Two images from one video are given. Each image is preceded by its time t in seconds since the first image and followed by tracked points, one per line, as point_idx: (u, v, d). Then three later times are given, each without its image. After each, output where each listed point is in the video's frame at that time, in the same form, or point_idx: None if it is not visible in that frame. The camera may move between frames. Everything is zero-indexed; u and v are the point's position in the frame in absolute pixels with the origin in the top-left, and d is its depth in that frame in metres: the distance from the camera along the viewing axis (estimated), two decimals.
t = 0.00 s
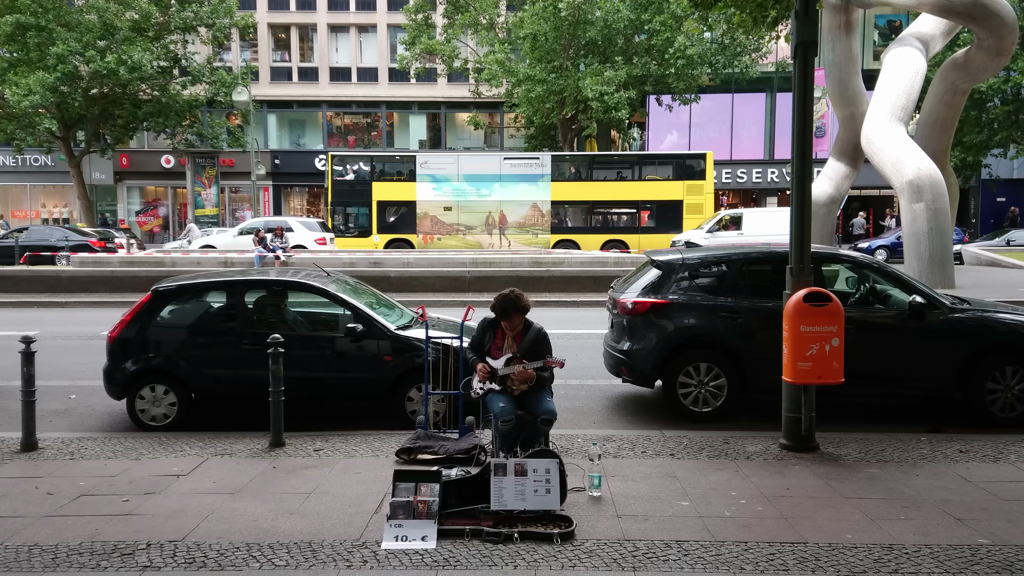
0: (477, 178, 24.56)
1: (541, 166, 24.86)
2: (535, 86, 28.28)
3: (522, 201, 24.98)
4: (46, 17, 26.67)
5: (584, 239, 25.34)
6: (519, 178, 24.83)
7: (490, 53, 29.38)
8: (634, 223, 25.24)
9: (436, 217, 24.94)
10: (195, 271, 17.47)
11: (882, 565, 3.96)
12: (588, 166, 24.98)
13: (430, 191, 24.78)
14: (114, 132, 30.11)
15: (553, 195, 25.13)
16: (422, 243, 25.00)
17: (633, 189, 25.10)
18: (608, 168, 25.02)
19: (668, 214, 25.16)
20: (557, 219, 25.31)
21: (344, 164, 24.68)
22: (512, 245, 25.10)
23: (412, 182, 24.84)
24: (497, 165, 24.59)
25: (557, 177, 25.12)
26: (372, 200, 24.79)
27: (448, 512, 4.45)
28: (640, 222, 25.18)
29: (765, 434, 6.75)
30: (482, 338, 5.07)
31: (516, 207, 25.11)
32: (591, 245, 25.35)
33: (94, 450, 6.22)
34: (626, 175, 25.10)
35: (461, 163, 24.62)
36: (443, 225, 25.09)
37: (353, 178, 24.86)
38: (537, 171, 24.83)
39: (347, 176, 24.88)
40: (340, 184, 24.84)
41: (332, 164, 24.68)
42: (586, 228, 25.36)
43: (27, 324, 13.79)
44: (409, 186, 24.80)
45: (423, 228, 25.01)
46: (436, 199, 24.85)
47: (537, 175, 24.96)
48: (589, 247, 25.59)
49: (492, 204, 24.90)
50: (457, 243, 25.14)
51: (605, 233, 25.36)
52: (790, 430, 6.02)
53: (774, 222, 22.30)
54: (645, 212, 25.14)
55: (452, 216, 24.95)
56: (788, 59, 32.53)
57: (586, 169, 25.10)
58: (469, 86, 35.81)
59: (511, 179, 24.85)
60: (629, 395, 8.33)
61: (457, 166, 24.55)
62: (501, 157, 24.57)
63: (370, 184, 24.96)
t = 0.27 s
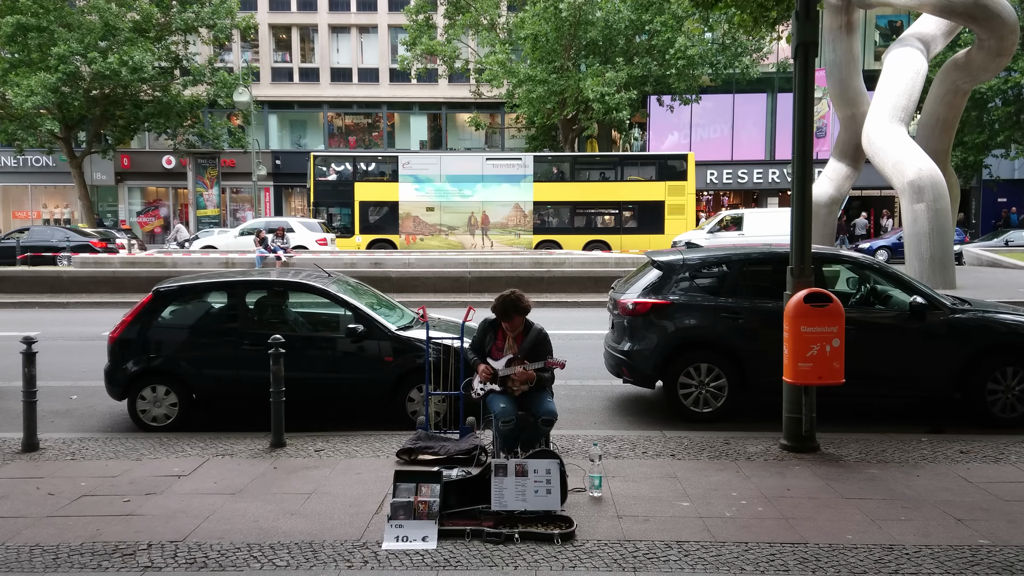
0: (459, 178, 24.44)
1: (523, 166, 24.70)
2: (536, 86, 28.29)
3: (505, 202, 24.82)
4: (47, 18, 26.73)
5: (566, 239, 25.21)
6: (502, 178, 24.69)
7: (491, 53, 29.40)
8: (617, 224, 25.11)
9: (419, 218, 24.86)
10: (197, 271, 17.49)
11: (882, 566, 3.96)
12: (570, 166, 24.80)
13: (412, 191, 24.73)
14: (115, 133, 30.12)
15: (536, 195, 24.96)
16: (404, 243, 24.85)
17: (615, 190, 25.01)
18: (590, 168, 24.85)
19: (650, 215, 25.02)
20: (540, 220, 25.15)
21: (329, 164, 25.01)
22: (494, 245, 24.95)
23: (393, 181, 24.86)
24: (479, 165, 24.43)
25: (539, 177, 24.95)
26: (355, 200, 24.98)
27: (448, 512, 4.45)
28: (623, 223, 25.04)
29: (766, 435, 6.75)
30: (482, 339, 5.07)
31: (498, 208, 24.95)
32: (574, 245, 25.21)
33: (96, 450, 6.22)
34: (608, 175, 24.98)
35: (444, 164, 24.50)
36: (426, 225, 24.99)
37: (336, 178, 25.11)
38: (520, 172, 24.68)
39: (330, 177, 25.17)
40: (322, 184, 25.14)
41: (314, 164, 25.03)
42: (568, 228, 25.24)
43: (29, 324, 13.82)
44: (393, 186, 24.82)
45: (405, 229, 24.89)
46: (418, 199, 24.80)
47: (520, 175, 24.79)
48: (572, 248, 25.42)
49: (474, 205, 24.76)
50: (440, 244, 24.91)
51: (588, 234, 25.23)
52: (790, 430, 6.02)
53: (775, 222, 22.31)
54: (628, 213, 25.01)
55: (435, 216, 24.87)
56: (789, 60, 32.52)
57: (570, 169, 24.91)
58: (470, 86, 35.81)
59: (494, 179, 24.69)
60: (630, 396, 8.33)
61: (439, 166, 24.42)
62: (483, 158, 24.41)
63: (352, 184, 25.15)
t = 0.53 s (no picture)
0: (443, 179, 24.44)
1: (507, 167, 24.66)
2: (538, 87, 28.27)
3: (488, 202, 24.82)
4: (48, 18, 26.76)
5: (550, 239, 25.12)
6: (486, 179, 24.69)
7: (493, 54, 29.42)
8: (600, 225, 25.05)
9: (403, 218, 24.82)
10: (199, 272, 17.52)
11: (884, 567, 3.96)
12: (554, 167, 24.65)
13: (397, 191, 24.65)
14: (117, 133, 30.14)
15: (520, 196, 24.92)
16: (388, 243, 24.90)
17: (598, 190, 24.87)
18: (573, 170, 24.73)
19: (633, 216, 24.94)
20: (523, 220, 25.07)
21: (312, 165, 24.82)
22: (479, 245, 24.98)
23: (377, 182, 24.69)
24: (463, 165, 24.42)
25: (523, 178, 24.84)
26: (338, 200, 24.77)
27: (449, 513, 4.46)
28: (606, 223, 25.00)
29: (767, 435, 6.76)
30: (483, 339, 5.07)
31: (482, 208, 24.92)
32: (557, 246, 25.12)
33: (98, 451, 6.24)
34: (593, 176, 24.81)
35: (428, 164, 24.49)
36: (410, 226, 25.00)
37: (319, 178, 24.90)
38: (503, 172, 24.66)
39: (313, 177, 24.97)
40: (305, 184, 24.94)
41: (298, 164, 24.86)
42: (552, 228, 25.09)
43: (31, 324, 13.85)
44: (376, 186, 24.66)
45: (389, 229, 24.91)
46: (403, 199, 24.74)
47: (503, 176, 24.79)
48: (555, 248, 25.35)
49: (458, 205, 24.78)
50: (424, 244, 25.01)
51: (572, 234, 25.14)
52: (792, 431, 6.02)
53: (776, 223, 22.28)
54: (611, 213, 24.91)
55: (419, 217, 24.87)
56: (790, 60, 32.53)
57: (554, 169, 24.74)
58: (471, 87, 35.82)
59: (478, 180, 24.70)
60: (631, 396, 8.34)
61: (423, 166, 24.39)
62: (467, 159, 24.45)
63: (335, 184, 24.95)
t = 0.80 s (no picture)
0: (429, 179, 24.46)
1: (492, 167, 24.53)
2: (539, 86, 28.24)
3: (473, 202, 24.76)
4: (50, 18, 26.74)
5: (534, 239, 25.03)
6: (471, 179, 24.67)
7: (494, 53, 29.41)
8: (585, 225, 25.01)
9: (388, 218, 24.82)
10: (201, 271, 17.54)
11: (884, 567, 3.97)
12: (539, 167, 24.63)
13: (382, 191, 24.65)
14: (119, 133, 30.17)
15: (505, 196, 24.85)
16: (373, 243, 24.89)
17: (583, 190, 24.88)
18: (558, 169, 24.73)
19: (618, 216, 24.95)
20: (508, 220, 24.94)
21: (298, 165, 24.93)
22: (463, 245, 24.95)
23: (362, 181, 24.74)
24: (448, 165, 24.44)
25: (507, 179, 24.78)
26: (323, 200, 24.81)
27: (450, 512, 4.47)
28: (591, 223, 24.98)
29: (768, 435, 6.76)
30: (485, 339, 5.07)
31: (466, 208, 24.89)
32: (541, 245, 25.06)
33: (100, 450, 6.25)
34: (578, 176, 24.85)
35: (413, 164, 24.49)
36: (395, 225, 24.97)
37: (303, 178, 24.97)
38: (488, 172, 24.56)
39: (298, 177, 25.04)
40: (290, 184, 24.99)
41: (282, 165, 24.95)
42: (536, 228, 25.00)
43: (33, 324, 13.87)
44: (362, 186, 24.69)
45: (374, 229, 24.88)
46: (388, 199, 24.74)
47: (489, 176, 24.65)
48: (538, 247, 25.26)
49: (444, 205, 24.78)
50: (409, 244, 25.00)
51: (556, 234, 25.09)
52: (792, 431, 6.02)
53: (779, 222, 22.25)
54: (596, 214, 24.94)
55: (404, 216, 24.84)
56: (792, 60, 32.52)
57: (539, 169, 24.72)
58: (473, 87, 35.81)
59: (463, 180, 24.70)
60: (632, 396, 8.35)
61: (409, 166, 24.39)
62: (453, 159, 24.46)
63: (319, 184, 24.99)
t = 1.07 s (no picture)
0: (415, 179, 24.36)
1: (478, 167, 24.44)
2: (540, 86, 28.23)
3: (459, 202, 24.74)
4: (51, 19, 26.75)
5: (521, 239, 24.98)
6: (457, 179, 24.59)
7: (495, 54, 29.40)
8: (571, 224, 25.07)
9: (374, 218, 24.74)
10: (203, 271, 17.55)
11: (884, 567, 3.97)
12: (526, 167, 24.61)
13: (368, 191, 24.57)
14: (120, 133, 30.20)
15: (491, 196, 24.79)
16: (359, 243, 24.77)
17: (570, 190, 24.91)
18: (545, 170, 24.75)
19: (604, 215, 24.99)
20: (495, 220, 24.92)
21: (283, 165, 24.90)
22: (450, 245, 24.99)
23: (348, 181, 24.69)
24: (434, 165, 24.36)
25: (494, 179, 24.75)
26: (310, 200, 24.71)
27: (451, 513, 4.47)
28: (577, 223, 25.01)
29: (769, 435, 6.76)
30: (486, 340, 5.08)
31: (453, 208, 24.87)
32: (527, 246, 25.05)
33: (101, 450, 6.25)
34: (564, 176, 24.90)
35: (399, 164, 24.38)
36: (381, 225, 24.89)
37: (290, 178, 24.96)
38: (475, 172, 24.48)
39: (285, 177, 25.06)
40: (277, 184, 24.97)
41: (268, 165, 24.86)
42: (523, 229, 24.97)
43: (35, 324, 13.89)
44: (348, 186, 24.61)
45: (360, 229, 24.85)
46: (373, 199, 24.66)
47: (475, 176, 24.58)
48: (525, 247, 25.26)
49: (429, 205, 24.64)
50: (395, 244, 24.88)
51: (543, 234, 25.09)
52: (793, 432, 6.03)
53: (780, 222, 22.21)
54: (583, 214, 24.98)
55: (390, 216, 24.74)
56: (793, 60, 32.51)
57: (525, 169, 24.72)
58: (474, 87, 35.81)
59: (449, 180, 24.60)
60: (633, 396, 8.35)
61: (394, 166, 24.30)
62: (438, 159, 24.39)
63: (306, 184, 24.93)
